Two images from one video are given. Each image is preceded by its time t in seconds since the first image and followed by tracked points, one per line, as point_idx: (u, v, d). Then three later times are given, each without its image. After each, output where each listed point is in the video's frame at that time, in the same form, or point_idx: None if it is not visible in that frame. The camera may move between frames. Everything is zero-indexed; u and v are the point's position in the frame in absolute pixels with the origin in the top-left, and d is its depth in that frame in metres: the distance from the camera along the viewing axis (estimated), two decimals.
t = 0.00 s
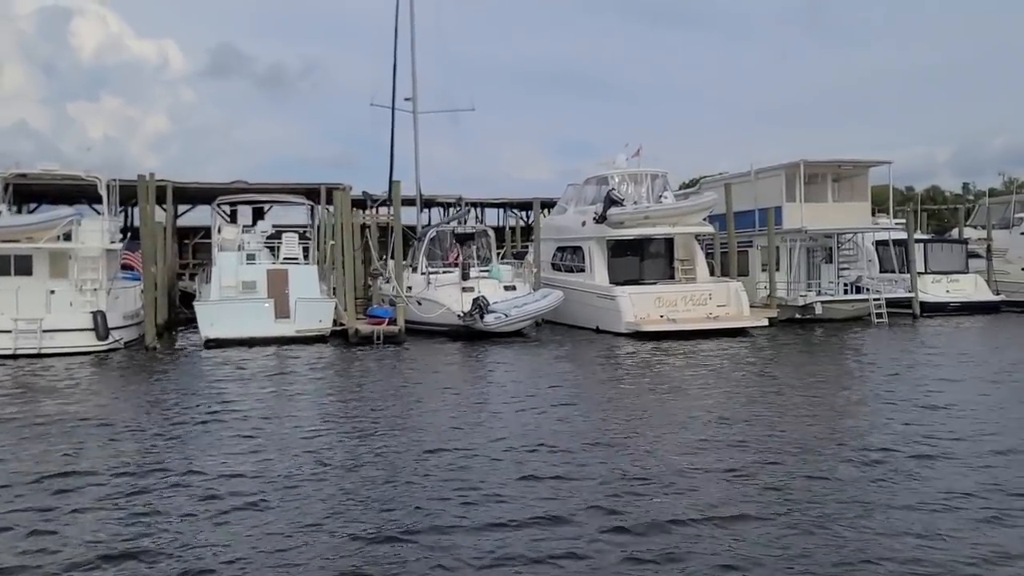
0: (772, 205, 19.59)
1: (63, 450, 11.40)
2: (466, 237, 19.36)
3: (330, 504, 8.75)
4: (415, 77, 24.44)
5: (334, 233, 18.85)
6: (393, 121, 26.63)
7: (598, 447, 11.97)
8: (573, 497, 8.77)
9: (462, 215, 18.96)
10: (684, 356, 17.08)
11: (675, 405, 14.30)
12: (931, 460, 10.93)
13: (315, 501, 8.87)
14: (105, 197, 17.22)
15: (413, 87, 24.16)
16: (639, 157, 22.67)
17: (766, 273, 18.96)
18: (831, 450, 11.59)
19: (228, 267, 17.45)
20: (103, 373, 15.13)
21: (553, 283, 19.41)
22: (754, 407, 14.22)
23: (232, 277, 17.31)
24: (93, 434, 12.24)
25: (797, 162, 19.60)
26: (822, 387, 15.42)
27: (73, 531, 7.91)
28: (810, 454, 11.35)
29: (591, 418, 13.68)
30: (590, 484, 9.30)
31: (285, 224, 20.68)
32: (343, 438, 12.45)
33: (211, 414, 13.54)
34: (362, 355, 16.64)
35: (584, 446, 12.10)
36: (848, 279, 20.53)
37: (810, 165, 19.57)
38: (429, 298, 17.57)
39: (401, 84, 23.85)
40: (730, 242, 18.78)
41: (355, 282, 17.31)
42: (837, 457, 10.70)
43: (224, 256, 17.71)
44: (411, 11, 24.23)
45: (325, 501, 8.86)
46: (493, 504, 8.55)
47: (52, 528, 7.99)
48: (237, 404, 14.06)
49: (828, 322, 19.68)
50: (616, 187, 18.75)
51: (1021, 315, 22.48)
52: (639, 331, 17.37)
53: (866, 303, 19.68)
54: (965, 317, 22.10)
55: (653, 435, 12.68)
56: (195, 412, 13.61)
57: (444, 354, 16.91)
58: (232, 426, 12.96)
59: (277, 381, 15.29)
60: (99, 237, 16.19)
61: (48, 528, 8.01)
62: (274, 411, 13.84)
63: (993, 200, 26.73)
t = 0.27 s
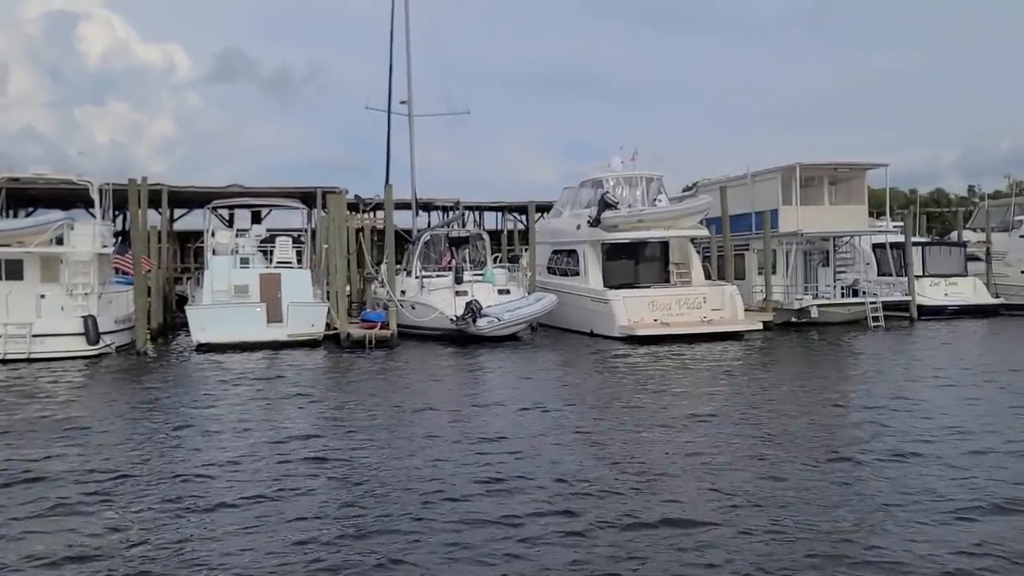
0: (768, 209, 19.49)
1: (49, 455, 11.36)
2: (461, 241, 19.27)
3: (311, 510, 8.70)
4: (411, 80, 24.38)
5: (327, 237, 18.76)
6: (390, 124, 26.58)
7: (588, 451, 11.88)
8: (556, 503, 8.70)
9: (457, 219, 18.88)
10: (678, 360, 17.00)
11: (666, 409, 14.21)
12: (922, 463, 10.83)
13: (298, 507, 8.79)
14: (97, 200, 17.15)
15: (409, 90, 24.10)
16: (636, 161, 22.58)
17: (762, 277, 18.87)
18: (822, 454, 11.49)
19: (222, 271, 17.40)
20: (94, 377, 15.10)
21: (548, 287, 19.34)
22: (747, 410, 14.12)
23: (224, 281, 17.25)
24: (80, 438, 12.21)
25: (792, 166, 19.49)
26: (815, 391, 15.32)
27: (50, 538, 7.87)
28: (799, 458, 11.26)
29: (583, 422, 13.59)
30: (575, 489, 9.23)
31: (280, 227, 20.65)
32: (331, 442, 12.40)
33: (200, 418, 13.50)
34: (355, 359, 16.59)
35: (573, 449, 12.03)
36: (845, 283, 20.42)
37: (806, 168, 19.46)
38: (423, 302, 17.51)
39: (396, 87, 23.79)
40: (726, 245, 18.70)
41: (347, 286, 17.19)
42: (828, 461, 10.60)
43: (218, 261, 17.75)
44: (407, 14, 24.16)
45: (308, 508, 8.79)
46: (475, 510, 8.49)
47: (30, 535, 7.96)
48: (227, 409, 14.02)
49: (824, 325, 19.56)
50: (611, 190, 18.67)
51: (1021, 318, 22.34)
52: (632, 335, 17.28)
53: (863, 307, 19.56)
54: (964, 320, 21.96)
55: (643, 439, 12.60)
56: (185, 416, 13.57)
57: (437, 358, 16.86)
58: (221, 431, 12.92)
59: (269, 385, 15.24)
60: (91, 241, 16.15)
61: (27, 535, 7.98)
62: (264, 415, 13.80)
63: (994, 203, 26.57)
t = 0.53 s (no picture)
0: (760, 208, 19.41)
1: (32, 456, 11.30)
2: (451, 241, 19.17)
3: (288, 510, 8.63)
4: (404, 80, 24.31)
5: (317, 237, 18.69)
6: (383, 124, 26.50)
7: (573, 451, 11.80)
8: (535, 503, 8.63)
9: (447, 219, 18.80)
10: (668, 359, 16.92)
11: (655, 408, 14.14)
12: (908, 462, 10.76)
13: (276, 508, 8.71)
14: (85, 200, 17.09)
15: (400, 89, 24.02)
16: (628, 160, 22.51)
17: (753, 276, 18.79)
18: (810, 454, 11.41)
19: (210, 271, 17.32)
20: (81, 378, 15.03)
21: (539, 287, 19.27)
22: (735, 410, 14.05)
23: (213, 282, 17.26)
24: (64, 438, 12.14)
25: (784, 165, 19.42)
26: (805, 390, 15.24)
27: (24, 538, 7.80)
28: (786, 457, 11.20)
29: (571, 421, 13.52)
30: (556, 489, 9.16)
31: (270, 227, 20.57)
32: (316, 442, 12.33)
33: (185, 419, 13.42)
34: (344, 359, 16.52)
35: (559, 449, 11.95)
36: (838, 282, 20.35)
37: (798, 167, 19.39)
38: (412, 303, 17.43)
39: (388, 87, 23.71)
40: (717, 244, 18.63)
41: (335, 286, 17.12)
42: (814, 459, 10.53)
43: (207, 261, 17.73)
44: (397, 13, 24.07)
45: (285, 508, 8.72)
46: (453, 511, 8.42)
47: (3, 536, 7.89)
48: (213, 409, 13.95)
49: (817, 324, 19.49)
50: (602, 189, 18.60)
51: (1015, 317, 22.29)
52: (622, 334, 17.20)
53: (855, 306, 19.49)
54: (958, 319, 21.88)
55: (630, 439, 12.53)
56: (170, 416, 13.50)
57: (426, 358, 16.78)
58: (206, 430, 12.85)
59: (256, 385, 15.17)
60: (77, 241, 16.03)
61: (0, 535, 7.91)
62: (250, 415, 13.73)
63: (988, 202, 26.50)
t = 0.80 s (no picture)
0: (750, 206, 19.33)
1: (11, 456, 11.24)
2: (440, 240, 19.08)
3: (263, 511, 8.57)
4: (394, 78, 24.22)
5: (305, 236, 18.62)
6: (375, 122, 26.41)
7: (557, 451, 11.69)
8: (512, 503, 8.56)
9: (436, 218, 18.71)
10: (657, 358, 16.85)
11: (641, 407, 14.07)
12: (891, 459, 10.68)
13: (249, 510, 8.60)
14: (71, 199, 17.02)
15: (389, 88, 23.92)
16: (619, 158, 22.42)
17: (743, 275, 18.71)
18: (794, 453, 11.30)
19: (196, 271, 17.22)
20: (65, 378, 14.96)
21: (529, 286, 19.18)
22: (722, 409, 13.97)
23: (199, 281, 17.16)
24: (45, 439, 12.08)
25: (774, 163, 19.34)
26: (794, 389, 15.17)
27: None
28: (769, 456, 11.12)
29: (556, 421, 13.40)
30: (534, 488, 9.09)
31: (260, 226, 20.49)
32: (299, 441, 12.26)
33: (168, 418, 13.35)
34: (331, 359, 16.44)
35: (542, 449, 11.88)
36: (829, 280, 20.27)
37: (789, 164, 19.27)
38: (400, 302, 17.35)
39: (376, 86, 23.58)
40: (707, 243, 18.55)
41: (322, 286, 17.04)
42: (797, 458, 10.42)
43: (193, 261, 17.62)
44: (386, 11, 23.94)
45: (261, 509, 8.66)
46: (428, 511, 8.35)
47: None
48: (198, 408, 13.88)
49: (807, 323, 19.38)
50: (591, 188, 18.52)
51: (1008, 315, 22.16)
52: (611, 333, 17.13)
53: (846, 304, 19.37)
54: (951, 317, 21.79)
55: (614, 438, 12.46)
56: (154, 415, 13.43)
57: (413, 358, 16.71)
58: (189, 430, 12.79)
59: (242, 385, 15.10)
60: (63, 240, 15.94)
61: None
62: (234, 414, 13.66)
63: (982, 200, 26.39)
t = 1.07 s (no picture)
0: (741, 206, 19.26)
1: None
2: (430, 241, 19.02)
3: (239, 513, 8.50)
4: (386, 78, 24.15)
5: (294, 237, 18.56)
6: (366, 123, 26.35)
7: (541, 451, 11.63)
8: (490, 505, 8.50)
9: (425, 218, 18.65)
10: (646, 359, 16.78)
11: (628, 408, 14.00)
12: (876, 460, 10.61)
13: (225, 513, 8.53)
14: (58, 201, 16.95)
15: (381, 88, 23.84)
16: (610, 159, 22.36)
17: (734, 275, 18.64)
18: (779, 454, 11.23)
19: (184, 272, 17.15)
20: (51, 380, 14.88)
21: (519, 286, 19.11)
22: (709, 409, 13.90)
23: (187, 283, 17.09)
24: (27, 441, 12.01)
25: (765, 163, 19.27)
26: (783, 389, 15.09)
27: None
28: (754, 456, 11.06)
29: (542, 422, 13.34)
30: (514, 490, 9.02)
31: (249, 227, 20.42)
32: (283, 443, 12.19)
33: (153, 420, 13.28)
34: (319, 360, 16.37)
35: (527, 450, 11.81)
36: (821, 280, 20.19)
37: (781, 165, 19.23)
38: (389, 303, 17.29)
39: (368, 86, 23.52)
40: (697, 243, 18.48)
41: (310, 287, 16.97)
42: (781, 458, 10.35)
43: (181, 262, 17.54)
44: (378, 10, 23.87)
45: (237, 511, 8.59)
46: (405, 514, 8.29)
47: None
48: (183, 410, 13.81)
49: (798, 324, 19.33)
50: (581, 188, 18.45)
51: (1001, 315, 22.10)
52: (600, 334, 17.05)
53: (837, 305, 19.31)
54: (943, 317, 21.71)
55: (600, 439, 12.38)
56: (138, 417, 13.36)
57: (402, 359, 16.64)
58: (173, 431, 12.72)
59: (228, 386, 15.03)
60: (49, 242, 15.92)
61: None
62: (219, 415, 13.59)
63: (976, 199, 26.31)
